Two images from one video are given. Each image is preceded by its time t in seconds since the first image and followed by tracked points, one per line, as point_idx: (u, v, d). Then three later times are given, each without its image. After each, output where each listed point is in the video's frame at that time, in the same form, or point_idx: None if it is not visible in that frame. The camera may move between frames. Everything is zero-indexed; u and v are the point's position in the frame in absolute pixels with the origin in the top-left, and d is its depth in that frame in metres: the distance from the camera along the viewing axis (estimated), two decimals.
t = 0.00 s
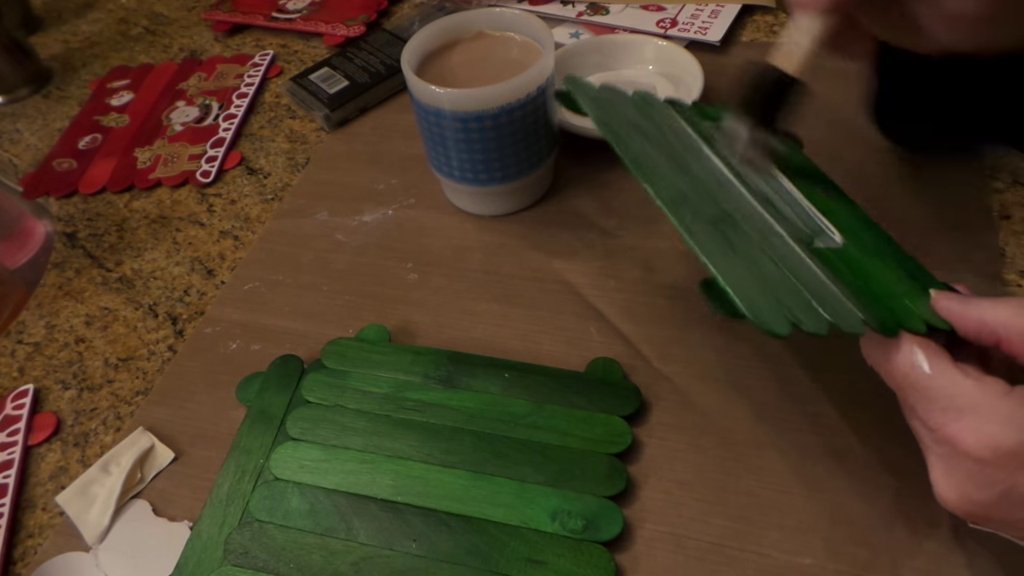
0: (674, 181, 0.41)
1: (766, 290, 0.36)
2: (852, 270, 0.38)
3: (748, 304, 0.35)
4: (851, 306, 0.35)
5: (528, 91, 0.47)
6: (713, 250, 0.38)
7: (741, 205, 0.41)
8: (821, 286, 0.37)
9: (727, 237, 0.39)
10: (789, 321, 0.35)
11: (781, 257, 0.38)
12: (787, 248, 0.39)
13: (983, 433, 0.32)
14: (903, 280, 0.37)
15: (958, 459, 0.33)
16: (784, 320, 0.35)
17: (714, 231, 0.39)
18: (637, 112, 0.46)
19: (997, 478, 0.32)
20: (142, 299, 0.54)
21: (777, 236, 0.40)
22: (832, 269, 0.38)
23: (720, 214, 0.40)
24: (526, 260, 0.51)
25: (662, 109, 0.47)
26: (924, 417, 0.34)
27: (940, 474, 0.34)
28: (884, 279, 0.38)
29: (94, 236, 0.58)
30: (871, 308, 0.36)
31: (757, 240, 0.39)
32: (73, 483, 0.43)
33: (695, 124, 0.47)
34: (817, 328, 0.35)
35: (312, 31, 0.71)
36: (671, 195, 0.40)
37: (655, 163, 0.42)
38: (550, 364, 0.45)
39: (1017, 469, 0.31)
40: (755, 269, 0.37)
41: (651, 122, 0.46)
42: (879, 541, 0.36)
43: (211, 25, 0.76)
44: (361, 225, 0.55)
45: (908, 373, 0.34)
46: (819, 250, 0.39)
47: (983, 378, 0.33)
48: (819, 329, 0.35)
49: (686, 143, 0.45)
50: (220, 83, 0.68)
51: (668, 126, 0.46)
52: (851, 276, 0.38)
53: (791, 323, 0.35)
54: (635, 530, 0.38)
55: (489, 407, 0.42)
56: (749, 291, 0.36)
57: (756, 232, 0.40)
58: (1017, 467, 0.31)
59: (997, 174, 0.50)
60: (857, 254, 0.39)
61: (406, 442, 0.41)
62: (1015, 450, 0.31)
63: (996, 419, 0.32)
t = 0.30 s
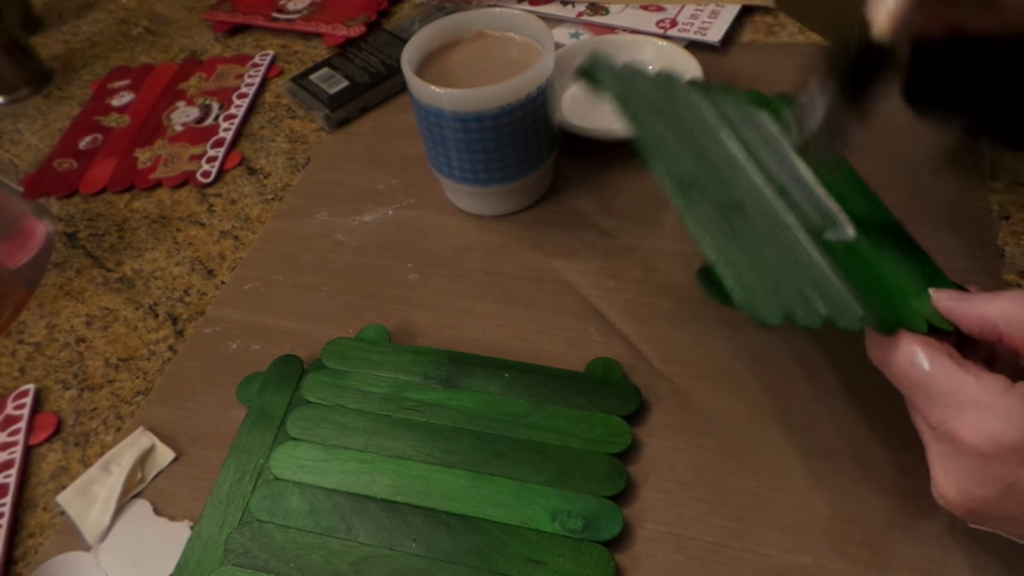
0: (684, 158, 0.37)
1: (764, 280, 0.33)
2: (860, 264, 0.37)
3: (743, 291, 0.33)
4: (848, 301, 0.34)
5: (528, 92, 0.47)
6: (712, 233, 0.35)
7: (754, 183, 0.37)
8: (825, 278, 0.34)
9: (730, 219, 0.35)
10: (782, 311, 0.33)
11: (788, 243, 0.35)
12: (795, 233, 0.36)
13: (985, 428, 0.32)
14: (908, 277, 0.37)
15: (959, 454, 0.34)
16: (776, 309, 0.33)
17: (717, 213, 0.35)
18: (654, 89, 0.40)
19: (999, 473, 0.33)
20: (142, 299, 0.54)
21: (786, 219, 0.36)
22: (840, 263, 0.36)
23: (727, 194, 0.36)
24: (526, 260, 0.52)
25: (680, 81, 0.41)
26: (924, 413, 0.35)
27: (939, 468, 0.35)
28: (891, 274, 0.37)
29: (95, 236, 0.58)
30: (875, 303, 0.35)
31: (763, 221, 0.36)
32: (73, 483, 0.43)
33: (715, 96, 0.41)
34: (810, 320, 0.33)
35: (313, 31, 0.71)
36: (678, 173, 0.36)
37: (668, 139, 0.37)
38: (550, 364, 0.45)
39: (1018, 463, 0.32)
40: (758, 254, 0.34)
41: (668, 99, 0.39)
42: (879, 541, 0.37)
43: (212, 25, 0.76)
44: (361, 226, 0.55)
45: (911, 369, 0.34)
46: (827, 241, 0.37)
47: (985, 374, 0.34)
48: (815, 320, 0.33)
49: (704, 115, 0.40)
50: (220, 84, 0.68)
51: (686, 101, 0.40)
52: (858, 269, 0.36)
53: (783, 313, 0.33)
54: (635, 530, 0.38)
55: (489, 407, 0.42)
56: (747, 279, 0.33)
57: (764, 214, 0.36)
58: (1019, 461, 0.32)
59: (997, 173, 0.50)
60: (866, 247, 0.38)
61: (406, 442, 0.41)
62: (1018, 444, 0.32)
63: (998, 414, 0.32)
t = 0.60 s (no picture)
0: (689, 161, 0.42)
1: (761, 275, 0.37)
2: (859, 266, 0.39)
3: (740, 282, 0.36)
4: (848, 299, 0.36)
5: (528, 93, 0.48)
6: (715, 230, 0.39)
7: (756, 191, 0.42)
8: (821, 275, 0.37)
9: (731, 220, 0.39)
10: (777, 303, 0.36)
11: (787, 244, 0.39)
12: (794, 236, 0.39)
13: (982, 424, 0.32)
14: (909, 280, 0.38)
15: (958, 451, 0.34)
16: (773, 302, 0.36)
17: (722, 215, 0.40)
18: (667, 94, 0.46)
19: (998, 470, 0.32)
20: (144, 299, 0.54)
21: (787, 224, 0.40)
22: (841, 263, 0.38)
23: (730, 196, 0.41)
24: (526, 261, 0.52)
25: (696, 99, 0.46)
26: (925, 411, 0.35)
27: (939, 466, 0.35)
28: (895, 277, 0.38)
29: (97, 237, 0.59)
30: (874, 302, 0.36)
31: (764, 225, 0.40)
32: (75, 483, 0.44)
33: (727, 114, 0.46)
34: (806, 313, 0.35)
35: (313, 32, 0.71)
36: (682, 174, 0.41)
37: (673, 146, 0.43)
38: (550, 364, 0.46)
39: (1018, 460, 0.32)
40: (757, 252, 0.38)
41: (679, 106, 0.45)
42: (877, 540, 0.37)
43: (212, 26, 0.76)
44: (362, 226, 0.55)
45: (909, 366, 0.35)
46: (828, 245, 0.39)
47: (985, 371, 0.34)
48: (811, 313, 0.35)
49: (714, 131, 0.44)
50: (221, 84, 0.68)
51: (697, 114, 0.45)
52: (859, 271, 0.38)
53: (779, 306, 0.36)
54: (635, 529, 0.38)
55: (489, 407, 0.42)
56: (745, 274, 0.37)
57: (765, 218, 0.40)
58: (1017, 457, 0.32)
59: (994, 173, 0.50)
60: (871, 252, 0.39)
61: (406, 442, 0.42)
62: (1016, 441, 0.32)
63: (996, 410, 0.32)
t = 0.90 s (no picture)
0: (700, 155, 0.43)
1: (772, 265, 0.37)
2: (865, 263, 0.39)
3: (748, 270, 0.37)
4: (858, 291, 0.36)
5: (528, 92, 0.48)
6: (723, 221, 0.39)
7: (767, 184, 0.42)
8: (829, 268, 0.37)
9: (740, 211, 0.40)
10: (788, 292, 0.36)
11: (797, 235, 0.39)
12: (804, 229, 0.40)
13: (985, 422, 0.32)
14: (914, 278, 0.38)
15: (962, 448, 0.33)
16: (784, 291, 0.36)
17: (731, 206, 0.40)
18: (679, 90, 0.47)
19: (1001, 469, 0.32)
20: (143, 299, 0.54)
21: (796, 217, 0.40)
22: (850, 256, 0.38)
23: (739, 189, 0.41)
24: (526, 261, 0.52)
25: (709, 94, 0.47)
26: (928, 407, 0.35)
27: (942, 463, 0.35)
28: (901, 275, 0.38)
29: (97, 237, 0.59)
30: (878, 298, 0.36)
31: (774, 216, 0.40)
32: (74, 483, 0.43)
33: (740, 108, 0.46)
34: (817, 303, 0.36)
35: (313, 32, 0.71)
36: (692, 167, 0.42)
37: (682, 140, 0.43)
38: (550, 364, 0.46)
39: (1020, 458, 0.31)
40: (768, 242, 0.38)
41: (691, 103, 0.46)
42: (878, 541, 0.37)
43: (212, 26, 0.76)
44: (361, 226, 0.55)
45: (913, 363, 0.35)
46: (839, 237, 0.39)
47: (989, 368, 0.33)
48: (818, 304, 0.35)
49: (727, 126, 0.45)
50: (220, 84, 0.68)
51: (708, 109, 0.45)
52: (864, 266, 0.38)
53: (789, 295, 0.36)
54: (635, 530, 0.38)
55: (489, 407, 0.42)
56: (756, 264, 0.37)
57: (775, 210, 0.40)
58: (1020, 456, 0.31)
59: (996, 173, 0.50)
60: (876, 248, 0.39)
61: (406, 442, 0.42)
62: (1018, 439, 0.31)
63: (999, 408, 0.32)
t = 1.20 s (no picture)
0: (693, 155, 0.41)
1: (767, 269, 0.36)
2: (863, 265, 0.38)
3: (745, 274, 0.36)
4: (853, 297, 0.35)
5: (528, 91, 0.47)
6: (718, 222, 0.38)
7: (759, 187, 0.41)
8: (826, 271, 0.36)
9: (735, 214, 0.39)
10: (784, 295, 0.35)
11: (790, 240, 0.38)
12: (798, 233, 0.39)
13: (986, 422, 0.32)
14: (913, 277, 0.37)
15: (964, 448, 0.33)
16: (780, 294, 0.35)
17: (725, 207, 0.39)
18: (670, 91, 0.46)
19: (1003, 468, 0.32)
20: (141, 299, 0.54)
21: (789, 220, 0.40)
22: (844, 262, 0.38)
23: (733, 191, 0.40)
24: (526, 260, 0.51)
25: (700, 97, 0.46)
26: (928, 408, 0.35)
27: (944, 463, 0.34)
28: (898, 277, 0.37)
29: (93, 236, 0.58)
30: (875, 300, 0.36)
31: (767, 219, 0.39)
32: (73, 484, 0.43)
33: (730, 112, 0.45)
34: (813, 307, 0.34)
35: (312, 30, 0.71)
36: (686, 166, 0.40)
37: (676, 139, 0.42)
38: (551, 365, 0.45)
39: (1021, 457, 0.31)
40: (762, 245, 0.37)
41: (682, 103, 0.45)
42: (879, 543, 0.36)
43: (211, 24, 0.76)
44: (361, 225, 0.55)
45: (912, 364, 0.34)
46: (831, 244, 0.39)
47: (989, 368, 0.33)
48: (818, 307, 0.34)
49: (718, 128, 0.44)
50: (219, 83, 0.68)
51: (699, 111, 0.44)
52: (863, 269, 0.38)
53: (785, 298, 0.35)
54: (635, 531, 0.38)
55: (489, 408, 0.42)
56: (750, 266, 0.36)
57: (769, 213, 0.40)
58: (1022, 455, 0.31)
59: (999, 172, 0.49)
60: (873, 250, 0.39)
61: (406, 442, 0.41)
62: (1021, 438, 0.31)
63: (1000, 408, 0.32)
